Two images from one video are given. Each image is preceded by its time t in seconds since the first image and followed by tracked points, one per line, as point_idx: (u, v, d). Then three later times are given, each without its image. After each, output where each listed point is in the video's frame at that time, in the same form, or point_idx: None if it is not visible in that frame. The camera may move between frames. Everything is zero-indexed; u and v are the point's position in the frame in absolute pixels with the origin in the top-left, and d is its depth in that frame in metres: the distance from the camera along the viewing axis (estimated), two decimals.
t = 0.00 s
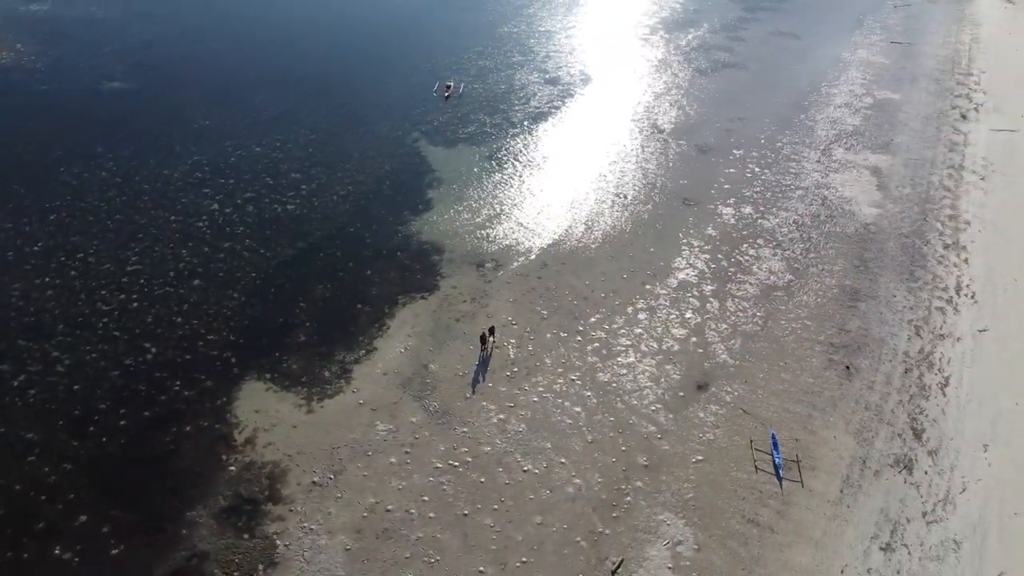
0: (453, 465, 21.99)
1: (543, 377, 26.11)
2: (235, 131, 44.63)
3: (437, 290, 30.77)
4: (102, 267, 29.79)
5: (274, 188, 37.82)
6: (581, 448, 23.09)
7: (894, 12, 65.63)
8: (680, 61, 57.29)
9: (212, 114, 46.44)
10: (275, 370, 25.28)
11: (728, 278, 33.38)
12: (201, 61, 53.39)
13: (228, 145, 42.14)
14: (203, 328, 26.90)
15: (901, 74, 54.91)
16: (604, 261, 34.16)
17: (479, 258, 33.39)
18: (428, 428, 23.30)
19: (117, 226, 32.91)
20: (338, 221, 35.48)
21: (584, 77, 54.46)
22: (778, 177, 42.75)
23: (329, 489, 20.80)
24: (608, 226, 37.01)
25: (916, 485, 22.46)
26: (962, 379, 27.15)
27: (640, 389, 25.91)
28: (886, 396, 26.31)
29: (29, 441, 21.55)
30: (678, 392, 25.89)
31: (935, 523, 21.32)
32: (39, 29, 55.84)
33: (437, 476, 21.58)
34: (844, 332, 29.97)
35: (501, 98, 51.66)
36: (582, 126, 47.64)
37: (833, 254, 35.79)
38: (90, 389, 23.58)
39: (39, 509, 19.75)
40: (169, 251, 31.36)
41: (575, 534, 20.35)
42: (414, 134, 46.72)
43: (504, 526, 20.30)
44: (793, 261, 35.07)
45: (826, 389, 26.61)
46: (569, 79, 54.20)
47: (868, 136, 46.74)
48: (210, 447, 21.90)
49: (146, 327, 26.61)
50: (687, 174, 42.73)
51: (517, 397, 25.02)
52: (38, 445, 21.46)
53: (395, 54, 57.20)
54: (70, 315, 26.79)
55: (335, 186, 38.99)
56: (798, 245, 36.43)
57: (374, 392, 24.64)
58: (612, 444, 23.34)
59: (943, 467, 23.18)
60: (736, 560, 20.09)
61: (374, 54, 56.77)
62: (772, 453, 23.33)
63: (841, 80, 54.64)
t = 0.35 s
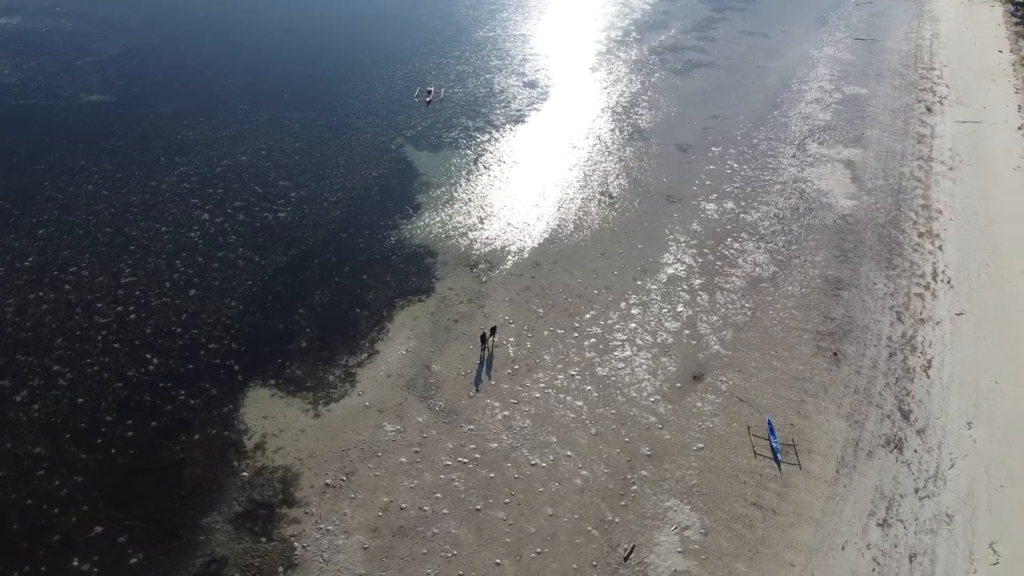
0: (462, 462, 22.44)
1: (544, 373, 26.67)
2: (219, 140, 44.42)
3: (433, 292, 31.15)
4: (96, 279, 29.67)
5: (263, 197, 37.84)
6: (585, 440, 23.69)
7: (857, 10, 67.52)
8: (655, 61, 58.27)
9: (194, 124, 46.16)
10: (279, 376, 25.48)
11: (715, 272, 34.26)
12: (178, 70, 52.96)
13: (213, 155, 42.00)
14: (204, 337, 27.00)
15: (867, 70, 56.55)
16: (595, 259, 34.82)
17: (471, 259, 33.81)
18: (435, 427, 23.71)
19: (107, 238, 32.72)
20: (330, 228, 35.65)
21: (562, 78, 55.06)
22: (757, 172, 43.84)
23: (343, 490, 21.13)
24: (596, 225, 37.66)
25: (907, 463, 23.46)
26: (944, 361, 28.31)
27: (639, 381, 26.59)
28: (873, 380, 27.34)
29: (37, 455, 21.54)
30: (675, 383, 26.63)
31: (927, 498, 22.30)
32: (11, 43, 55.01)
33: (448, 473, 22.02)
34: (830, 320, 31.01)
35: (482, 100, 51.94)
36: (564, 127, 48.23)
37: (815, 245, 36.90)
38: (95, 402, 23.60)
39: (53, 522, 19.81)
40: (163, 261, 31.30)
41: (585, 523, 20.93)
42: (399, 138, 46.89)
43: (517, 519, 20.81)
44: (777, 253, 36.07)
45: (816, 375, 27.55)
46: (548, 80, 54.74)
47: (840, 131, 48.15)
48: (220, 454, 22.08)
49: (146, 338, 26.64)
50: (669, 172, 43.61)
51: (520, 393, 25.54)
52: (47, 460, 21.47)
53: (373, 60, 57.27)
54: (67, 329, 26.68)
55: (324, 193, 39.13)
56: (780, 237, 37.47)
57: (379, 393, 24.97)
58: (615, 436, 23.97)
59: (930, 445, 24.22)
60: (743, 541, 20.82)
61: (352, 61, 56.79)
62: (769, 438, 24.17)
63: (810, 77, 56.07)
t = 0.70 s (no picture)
0: (471, 459, 22.85)
1: (545, 371, 27.15)
2: (204, 148, 44.18)
3: (430, 295, 31.47)
4: (91, 292, 29.57)
5: (253, 205, 37.85)
6: (590, 434, 24.22)
7: (825, 9, 69.14)
8: (633, 62, 58.95)
9: (178, 133, 45.82)
10: (283, 381, 25.66)
11: (704, 267, 35.02)
12: (158, 80, 52.48)
13: (200, 165, 41.85)
14: (205, 346, 27.07)
15: (839, 67, 57.98)
16: (586, 257, 35.37)
17: (466, 260, 34.15)
18: (441, 426, 24.08)
19: (100, 250, 32.58)
20: (323, 234, 35.78)
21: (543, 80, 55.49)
22: (739, 169, 44.78)
23: (356, 491, 21.46)
24: (585, 224, 38.22)
25: (899, 445, 24.36)
26: (928, 346, 29.33)
27: (638, 376, 27.20)
28: (863, 367, 28.24)
29: (46, 468, 21.62)
30: (673, 376, 27.28)
31: (919, 477, 23.19)
32: None
33: (457, 471, 22.42)
34: (818, 311, 31.92)
35: (464, 101, 52.03)
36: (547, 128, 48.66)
37: (799, 238, 37.86)
38: (99, 413, 23.62)
39: (68, 534, 19.94)
40: (158, 272, 31.25)
41: (595, 514, 21.48)
42: (385, 142, 46.93)
43: (528, 513, 21.30)
44: (763, 247, 36.95)
45: (808, 364, 28.37)
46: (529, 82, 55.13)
47: (816, 127, 49.35)
48: (231, 460, 22.25)
49: (147, 348, 26.65)
50: (653, 171, 44.35)
51: (523, 391, 26.00)
52: (56, 472, 21.53)
53: (353, 64, 57.17)
54: (66, 342, 26.61)
55: (314, 200, 39.21)
56: (764, 232, 38.38)
57: (384, 395, 25.27)
58: (618, 429, 24.53)
59: (920, 427, 25.14)
60: (748, 525, 21.49)
61: (331, 66, 56.64)
62: (766, 426, 24.92)
63: (784, 75, 57.28)
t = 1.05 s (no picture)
0: (480, 456, 23.29)
1: (545, 368, 27.69)
2: (189, 157, 43.91)
3: (426, 297, 31.82)
4: (87, 304, 29.46)
5: (243, 214, 37.84)
6: (593, 427, 24.81)
7: (792, 9, 70.78)
8: (609, 64, 59.69)
9: (161, 142, 45.47)
10: (288, 387, 25.86)
11: (692, 262, 35.86)
12: (137, 91, 51.90)
13: (186, 175, 41.68)
14: (207, 355, 27.16)
15: (810, 65, 59.45)
16: (577, 256, 35.95)
17: (460, 262, 34.52)
18: (448, 425, 24.50)
19: (92, 263, 32.41)
20: (315, 241, 35.91)
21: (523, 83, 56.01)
22: (720, 167, 45.78)
23: (369, 491, 21.82)
24: (575, 224, 38.82)
25: (890, 427, 25.32)
26: (911, 332, 30.44)
27: (635, 369, 27.85)
28: (850, 353, 29.22)
29: (55, 481, 21.72)
30: (670, 369, 27.99)
31: (911, 457, 24.14)
32: None
33: (467, 468, 22.86)
34: (804, 301, 32.90)
35: (446, 105, 52.29)
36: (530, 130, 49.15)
37: (783, 231, 38.89)
38: (105, 425, 23.68)
39: (83, 545, 20.13)
40: (153, 283, 31.19)
41: (604, 505, 22.07)
42: (370, 146, 47.05)
43: (539, 506, 21.82)
44: (748, 241, 37.90)
45: (799, 353, 29.26)
46: (509, 85, 55.61)
47: (791, 124, 50.63)
48: (242, 466, 22.47)
49: (148, 359, 26.68)
50: (637, 170, 45.13)
51: (526, 388, 26.50)
52: (66, 485, 21.65)
53: (333, 70, 57.04)
54: (66, 355, 26.51)
55: (303, 207, 39.27)
56: (748, 227, 39.34)
57: (390, 397, 25.60)
58: (621, 422, 25.15)
59: (909, 409, 26.15)
60: (751, 510, 22.22)
61: (310, 72, 56.48)
62: (763, 414, 25.73)
63: (758, 74, 58.57)
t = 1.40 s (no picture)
0: (487, 454, 23.73)
1: (545, 366, 28.18)
2: (175, 166, 43.69)
3: (424, 299, 32.09)
4: (84, 316, 29.36)
5: (234, 222, 37.80)
6: (596, 422, 25.36)
7: (763, 8, 72.16)
8: (588, 66, 60.36)
9: (146, 152, 45.14)
10: (293, 392, 26.06)
11: (681, 259, 36.60)
12: (117, 102, 51.25)
13: (174, 184, 41.51)
14: (208, 363, 27.24)
15: (784, 64, 60.73)
16: (569, 255, 36.45)
17: (455, 264, 34.86)
18: (454, 424, 24.87)
19: (86, 275, 32.24)
20: (309, 246, 35.99)
21: (504, 86, 56.43)
22: (702, 165, 46.64)
23: (380, 492, 22.21)
24: (565, 224, 39.33)
25: (881, 412, 26.22)
26: (895, 321, 31.45)
27: (633, 364, 28.46)
28: (839, 343, 30.11)
29: (65, 494, 21.97)
30: (666, 363, 28.65)
31: (902, 440, 25.05)
32: None
33: (475, 466, 23.31)
34: (792, 293, 33.78)
35: (430, 109, 52.47)
36: (514, 133, 49.57)
37: (768, 226, 39.83)
38: (111, 436, 23.84)
39: (98, 555, 20.45)
40: (149, 293, 31.13)
41: (611, 497, 22.66)
42: (356, 150, 47.02)
43: (548, 500, 22.35)
44: (735, 237, 38.75)
45: (790, 344, 30.07)
46: (490, 88, 55.98)
47: (768, 122, 51.74)
48: (252, 472, 22.77)
49: (149, 369, 26.73)
50: (623, 170, 45.81)
51: (527, 386, 26.97)
52: (76, 497, 21.90)
53: (314, 76, 56.90)
54: (66, 368, 26.52)
55: (294, 213, 39.28)
56: (733, 223, 40.20)
57: (394, 399, 25.90)
58: (623, 416, 25.72)
59: (897, 395, 27.09)
60: (753, 496, 22.93)
61: (291, 79, 56.28)
62: (759, 404, 26.48)
63: (734, 73, 59.66)
